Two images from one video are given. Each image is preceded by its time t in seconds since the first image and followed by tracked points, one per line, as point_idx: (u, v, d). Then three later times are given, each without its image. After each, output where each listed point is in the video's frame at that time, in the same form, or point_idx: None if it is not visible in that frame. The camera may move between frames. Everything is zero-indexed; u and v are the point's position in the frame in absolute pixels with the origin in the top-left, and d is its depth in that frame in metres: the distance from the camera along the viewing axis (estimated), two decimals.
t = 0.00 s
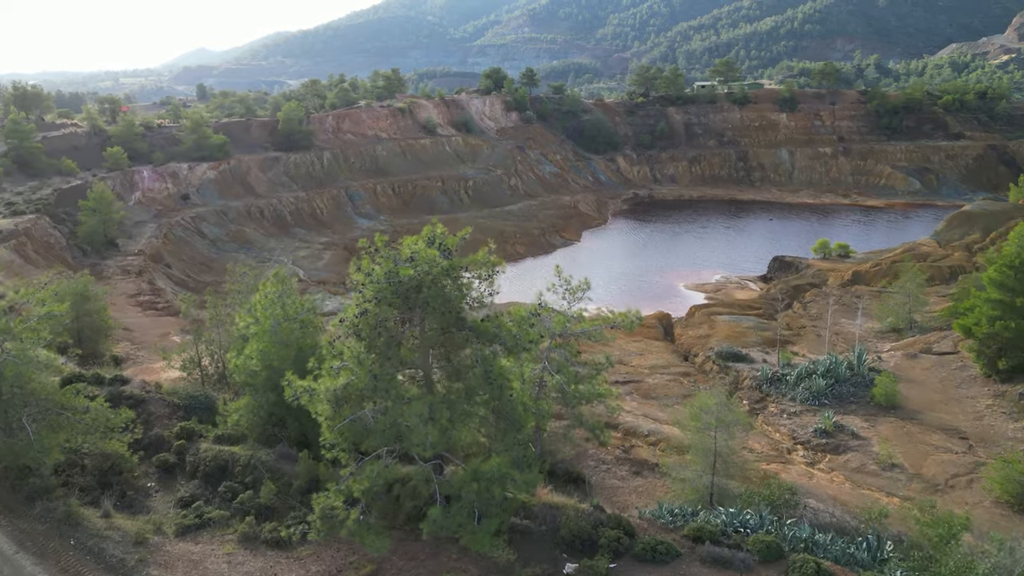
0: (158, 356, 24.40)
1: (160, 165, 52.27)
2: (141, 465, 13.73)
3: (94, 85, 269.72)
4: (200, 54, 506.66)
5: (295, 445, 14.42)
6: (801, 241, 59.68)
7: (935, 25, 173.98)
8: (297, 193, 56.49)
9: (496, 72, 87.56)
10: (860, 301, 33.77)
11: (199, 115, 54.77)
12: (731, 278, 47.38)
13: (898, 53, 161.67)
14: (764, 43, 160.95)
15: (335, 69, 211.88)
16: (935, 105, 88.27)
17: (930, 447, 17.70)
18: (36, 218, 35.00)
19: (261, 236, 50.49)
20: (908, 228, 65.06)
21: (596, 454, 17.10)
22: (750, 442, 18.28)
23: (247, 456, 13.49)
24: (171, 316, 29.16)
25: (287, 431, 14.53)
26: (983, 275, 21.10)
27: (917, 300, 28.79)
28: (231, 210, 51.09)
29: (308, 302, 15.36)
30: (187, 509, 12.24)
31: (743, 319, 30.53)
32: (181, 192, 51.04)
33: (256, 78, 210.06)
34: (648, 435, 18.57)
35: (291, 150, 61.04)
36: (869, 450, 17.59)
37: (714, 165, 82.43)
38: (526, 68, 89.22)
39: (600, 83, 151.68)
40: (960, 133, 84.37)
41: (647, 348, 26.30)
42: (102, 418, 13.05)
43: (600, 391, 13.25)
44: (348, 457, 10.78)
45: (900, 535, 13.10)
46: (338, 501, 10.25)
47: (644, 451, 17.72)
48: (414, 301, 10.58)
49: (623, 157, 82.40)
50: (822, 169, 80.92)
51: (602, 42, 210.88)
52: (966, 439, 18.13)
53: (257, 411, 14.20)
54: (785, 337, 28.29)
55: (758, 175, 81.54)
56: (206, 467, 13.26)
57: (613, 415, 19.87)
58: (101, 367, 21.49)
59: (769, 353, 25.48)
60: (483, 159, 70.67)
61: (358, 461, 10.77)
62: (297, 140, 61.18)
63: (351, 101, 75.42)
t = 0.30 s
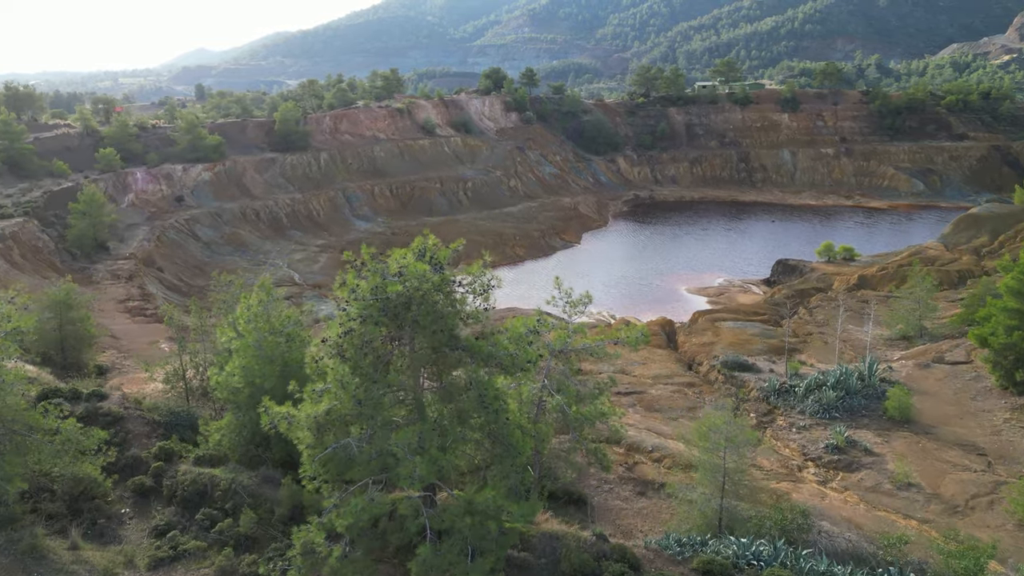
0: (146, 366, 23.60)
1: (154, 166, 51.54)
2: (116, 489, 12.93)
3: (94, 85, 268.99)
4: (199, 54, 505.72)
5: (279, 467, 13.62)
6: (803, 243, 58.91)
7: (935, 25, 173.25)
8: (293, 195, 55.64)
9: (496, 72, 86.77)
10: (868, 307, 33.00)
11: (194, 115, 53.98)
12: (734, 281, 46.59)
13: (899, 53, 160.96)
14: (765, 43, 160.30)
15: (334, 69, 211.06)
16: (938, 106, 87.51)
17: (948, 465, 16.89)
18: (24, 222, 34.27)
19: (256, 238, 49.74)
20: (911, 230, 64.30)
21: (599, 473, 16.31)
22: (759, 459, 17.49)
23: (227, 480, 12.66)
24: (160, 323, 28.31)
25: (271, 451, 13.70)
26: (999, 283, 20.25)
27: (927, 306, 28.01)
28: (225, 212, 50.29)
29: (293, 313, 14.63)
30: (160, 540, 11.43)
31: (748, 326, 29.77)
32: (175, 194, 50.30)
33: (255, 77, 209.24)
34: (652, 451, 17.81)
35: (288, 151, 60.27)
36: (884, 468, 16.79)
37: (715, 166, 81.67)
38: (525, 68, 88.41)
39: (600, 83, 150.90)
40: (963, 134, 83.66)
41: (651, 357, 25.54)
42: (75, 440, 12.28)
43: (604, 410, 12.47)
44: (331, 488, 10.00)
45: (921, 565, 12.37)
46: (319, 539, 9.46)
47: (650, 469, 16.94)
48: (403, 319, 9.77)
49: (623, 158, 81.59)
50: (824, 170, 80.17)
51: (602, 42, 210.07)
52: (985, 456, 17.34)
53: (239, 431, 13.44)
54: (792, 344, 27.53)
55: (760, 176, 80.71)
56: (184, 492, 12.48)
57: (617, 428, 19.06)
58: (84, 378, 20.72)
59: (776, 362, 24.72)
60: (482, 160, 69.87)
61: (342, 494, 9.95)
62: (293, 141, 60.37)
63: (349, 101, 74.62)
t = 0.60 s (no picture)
0: (130, 377, 22.76)
1: (147, 167, 50.74)
2: (87, 517, 12.09)
3: (93, 86, 268.32)
4: (199, 54, 504.88)
5: (261, 493, 12.82)
6: (805, 246, 58.13)
7: (936, 25, 172.52)
8: (289, 197, 54.86)
9: (495, 72, 85.99)
10: (875, 314, 32.22)
11: (189, 116, 53.19)
12: (737, 285, 45.81)
13: (900, 53, 160.19)
14: (765, 43, 159.59)
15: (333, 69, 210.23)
16: (941, 106, 86.74)
17: (967, 485, 16.08)
18: (11, 225, 33.44)
19: (251, 241, 48.94)
20: (914, 233, 63.49)
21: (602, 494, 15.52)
22: (768, 477, 16.68)
23: (205, 507, 11.86)
24: (149, 331, 27.53)
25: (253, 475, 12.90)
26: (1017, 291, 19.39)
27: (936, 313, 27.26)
28: (220, 214, 49.49)
29: (279, 327, 13.97)
30: None
31: (753, 333, 29.01)
32: (169, 196, 49.53)
33: (254, 78, 208.42)
34: (656, 469, 16.96)
35: (284, 152, 59.47)
36: (900, 488, 16.01)
37: (717, 167, 80.89)
38: (525, 68, 87.62)
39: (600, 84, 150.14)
40: (967, 134, 82.86)
41: (654, 367, 24.78)
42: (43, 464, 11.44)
43: (607, 434, 11.71)
44: (311, 525, 9.17)
45: None
46: None
47: (656, 488, 16.16)
48: (390, 341, 8.97)
49: (624, 159, 80.79)
50: (826, 171, 79.38)
51: (602, 42, 209.37)
52: (1005, 474, 16.56)
53: (219, 453, 12.66)
54: (799, 353, 26.75)
55: (762, 178, 79.92)
56: (159, 520, 11.62)
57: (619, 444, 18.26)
58: (64, 391, 19.87)
59: (783, 372, 23.93)
60: (481, 161, 69.04)
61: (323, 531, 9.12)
62: (290, 142, 59.55)
63: (347, 102, 73.81)
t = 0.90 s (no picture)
0: (116, 387, 21.96)
1: (141, 169, 49.97)
2: (55, 547, 11.31)
3: (93, 86, 267.77)
4: (198, 54, 504.07)
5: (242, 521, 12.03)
6: (808, 248, 57.28)
7: (936, 25, 171.72)
8: (286, 198, 54.08)
9: (495, 72, 85.22)
10: (883, 320, 31.46)
11: (183, 116, 52.42)
12: (740, 288, 45.01)
13: (901, 53, 159.36)
14: (766, 43, 158.83)
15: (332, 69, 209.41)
16: (945, 107, 85.96)
17: (989, 505, 15.30)
18: None
19: (246, 244, 48.15)
20: (918, 235, 62.66)
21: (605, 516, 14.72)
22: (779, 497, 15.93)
23: (181, 537, 11.09)
24: (137, 339, 26.76)
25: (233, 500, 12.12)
26: None
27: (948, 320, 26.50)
28: (215, 216, 48.74)
29: (262, 341, 13.24)
30: None
31: (759, 340, 28.24)
32: (163, 198, 48.78)
33: (253, 77, 207.63)
34: (661, 487, 16.14)
35: (281, 153, 58.72)
36: (918, 508, 15.23)
37: (718, 168, 80.11)
38: (525, 68, 86.83)
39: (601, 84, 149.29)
40: (971, 135, 82.07)
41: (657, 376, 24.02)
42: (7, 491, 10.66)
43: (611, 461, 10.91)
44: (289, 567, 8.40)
45: None
46: None
47: (661, 508, 15.39)
48: (376, 364, 8.19)
49: (625, 159, 80.00)
50: (829, 172, 78.61)
51: (602, 42, 208.60)
52: None
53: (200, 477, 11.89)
54: (806, 361, 26.00)
55: (764, 179, 79.15)
56: (131, 552, 10.81)
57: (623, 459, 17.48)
58: (44, 404, 19.03)
59: (791, 381, 23.17)
60: (480, 162, 68.22)
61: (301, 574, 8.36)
62: (287, 143, 58.80)
63: (345, 102, 73.01)
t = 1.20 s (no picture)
0: (101, 398, 21.14)
1: (134, 170, 49.20)
2: None
3: (92, 86, 266.94)
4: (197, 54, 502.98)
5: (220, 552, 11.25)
6: (812, 250, 56.45)
7: (936, 25, 170.89)
8: (282, 200, 53.27)
9: (495, 72, 84.45)
10: (893, 326, 30.68)
11: (178, 117, 51.61)
12: (743, 292, 44.25)
13: (901, 53, 158.58)
14: (766, 43, 158.07)
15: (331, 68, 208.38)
16: (948, 107, 85.21)
17: (1012, 527, 14.49)
18: None
19: (241, 246, 47.34)
20: (922, 237, 61.83)
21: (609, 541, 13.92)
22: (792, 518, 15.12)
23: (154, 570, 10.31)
24: (124, 347, 25.93)
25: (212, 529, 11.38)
26: None
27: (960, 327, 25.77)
28: (209, 219, 47.97)
29: (245, 358, 12.48)
30: None
31: (765, 347, 27.49)
32: (157, 200, 48.00)
33: (252, 77, 206.59)
34: (667, 507, 15.36)
35: (277, 154, 57.95)
36: (937, 531, 14.44)
37: (719, 168, 79.33)
38: (524, 68, 86.06)
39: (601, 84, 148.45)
40: (974, 135, 81.31)
41: (661, 386, 23.30)
42: None
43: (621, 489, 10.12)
44: None
45: None
46: None
47: (668, 530, 14.60)
48: (359, 394, 7.40)
49: (625, 160, 79.20)
50: (831, 173, 77.87)
51: (602, 42, 207.76)
52: None
53: (175, 505, 11.07)
54: (815, 369, 25.24)
55: (765, 180, 78.41)
56: None
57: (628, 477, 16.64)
58: (21, 418, 18.17)
59: (801, 392, 22.43)
60: (479, 163, 67.40)
61: None
62: (283, 144, 58.04)
63: (343, 103, 72.23)
